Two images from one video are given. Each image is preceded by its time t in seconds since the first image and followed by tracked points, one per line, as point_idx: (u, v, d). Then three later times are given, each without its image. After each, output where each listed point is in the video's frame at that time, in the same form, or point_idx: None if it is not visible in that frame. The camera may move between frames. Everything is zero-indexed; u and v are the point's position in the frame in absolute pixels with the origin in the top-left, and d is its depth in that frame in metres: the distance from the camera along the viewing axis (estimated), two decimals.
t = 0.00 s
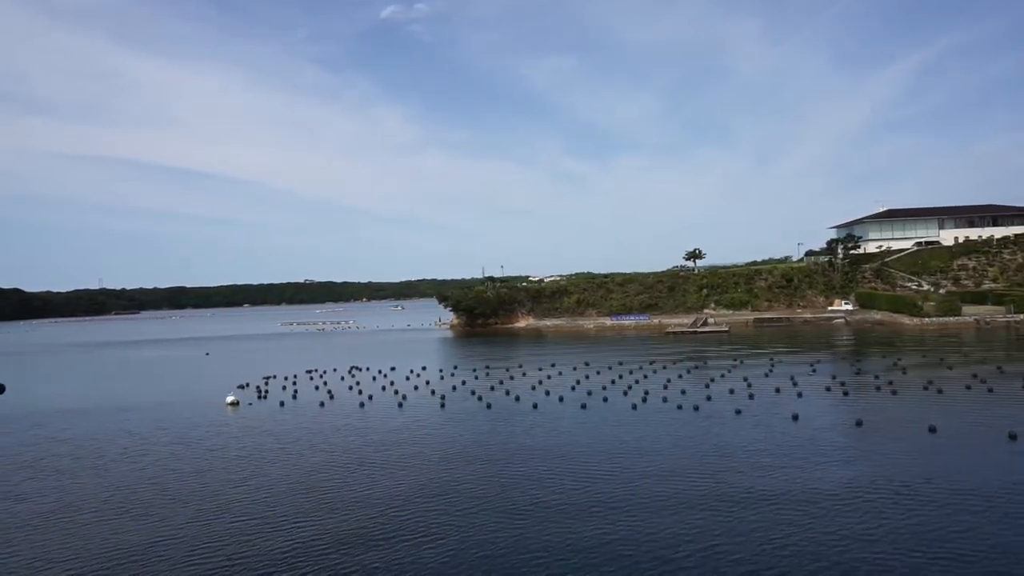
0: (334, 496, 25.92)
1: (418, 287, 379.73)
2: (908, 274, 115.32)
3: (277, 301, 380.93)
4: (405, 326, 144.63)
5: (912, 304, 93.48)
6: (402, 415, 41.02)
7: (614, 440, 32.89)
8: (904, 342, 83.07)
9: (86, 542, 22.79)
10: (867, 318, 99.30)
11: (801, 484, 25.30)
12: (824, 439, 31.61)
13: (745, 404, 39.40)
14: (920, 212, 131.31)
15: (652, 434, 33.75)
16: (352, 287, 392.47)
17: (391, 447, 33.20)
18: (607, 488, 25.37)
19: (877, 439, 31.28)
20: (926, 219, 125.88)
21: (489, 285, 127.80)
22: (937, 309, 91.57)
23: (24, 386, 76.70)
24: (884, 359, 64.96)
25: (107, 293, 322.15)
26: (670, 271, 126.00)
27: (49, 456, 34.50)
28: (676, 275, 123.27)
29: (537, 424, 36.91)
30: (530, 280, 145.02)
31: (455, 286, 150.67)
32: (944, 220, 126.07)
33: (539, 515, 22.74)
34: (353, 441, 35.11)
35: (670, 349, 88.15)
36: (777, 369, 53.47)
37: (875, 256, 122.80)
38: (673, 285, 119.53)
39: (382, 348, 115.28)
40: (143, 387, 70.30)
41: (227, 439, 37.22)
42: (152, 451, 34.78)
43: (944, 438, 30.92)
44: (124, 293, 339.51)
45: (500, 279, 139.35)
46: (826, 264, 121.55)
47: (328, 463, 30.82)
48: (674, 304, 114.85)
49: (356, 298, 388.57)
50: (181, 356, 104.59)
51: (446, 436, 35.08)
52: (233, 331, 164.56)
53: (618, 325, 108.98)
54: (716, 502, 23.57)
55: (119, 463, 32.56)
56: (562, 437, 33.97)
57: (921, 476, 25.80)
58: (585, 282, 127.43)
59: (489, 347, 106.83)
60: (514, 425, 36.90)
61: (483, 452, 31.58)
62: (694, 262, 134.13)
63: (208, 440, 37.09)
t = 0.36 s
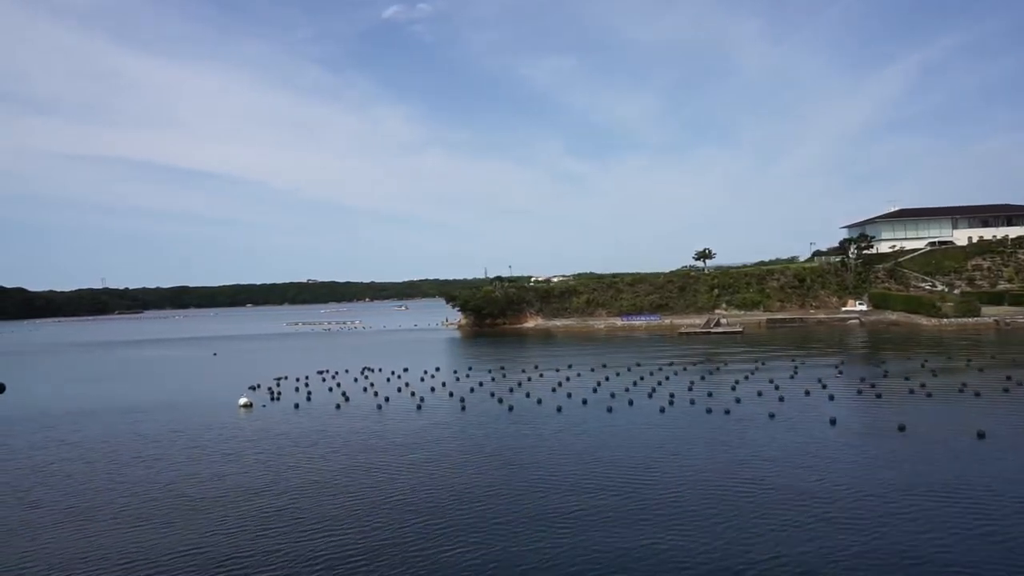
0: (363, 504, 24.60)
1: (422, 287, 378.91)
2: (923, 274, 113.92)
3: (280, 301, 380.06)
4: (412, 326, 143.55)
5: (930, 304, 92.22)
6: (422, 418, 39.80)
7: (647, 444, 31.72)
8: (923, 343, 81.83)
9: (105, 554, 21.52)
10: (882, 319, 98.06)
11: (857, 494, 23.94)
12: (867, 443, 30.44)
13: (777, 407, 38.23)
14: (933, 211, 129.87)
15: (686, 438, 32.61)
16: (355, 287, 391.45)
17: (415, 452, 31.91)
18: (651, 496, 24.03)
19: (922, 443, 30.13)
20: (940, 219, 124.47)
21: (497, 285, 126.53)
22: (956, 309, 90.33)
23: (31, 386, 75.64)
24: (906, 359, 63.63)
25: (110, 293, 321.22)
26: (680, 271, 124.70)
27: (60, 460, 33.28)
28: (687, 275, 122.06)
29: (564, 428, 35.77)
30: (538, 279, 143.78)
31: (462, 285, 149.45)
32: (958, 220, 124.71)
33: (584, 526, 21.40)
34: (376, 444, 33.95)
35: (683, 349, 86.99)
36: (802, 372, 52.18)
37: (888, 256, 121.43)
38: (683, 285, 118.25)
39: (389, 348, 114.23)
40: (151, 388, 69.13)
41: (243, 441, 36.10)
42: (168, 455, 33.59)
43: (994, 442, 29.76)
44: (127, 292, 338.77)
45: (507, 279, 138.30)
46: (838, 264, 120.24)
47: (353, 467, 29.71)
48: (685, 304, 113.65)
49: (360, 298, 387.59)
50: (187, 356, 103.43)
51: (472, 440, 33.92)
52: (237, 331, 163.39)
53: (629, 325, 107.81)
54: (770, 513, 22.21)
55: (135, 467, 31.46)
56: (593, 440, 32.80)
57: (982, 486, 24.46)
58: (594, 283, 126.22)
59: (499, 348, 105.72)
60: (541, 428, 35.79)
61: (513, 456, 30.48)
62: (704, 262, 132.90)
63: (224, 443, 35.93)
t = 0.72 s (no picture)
0: (394, 513, 23.36)
1: (425, 287, 378.03)
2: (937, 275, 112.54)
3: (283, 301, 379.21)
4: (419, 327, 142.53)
5: (947, 305, 90.98)
6: (443, 422, 38.49)
7: (682, 449, 30.59)
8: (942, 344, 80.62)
9: (126, 569, 20.30)
10: (898, 320, 96.85)
11: (916, 509, 22.65)
12: (913, 449, 29.27)
13: (810, 410, 37.10)
14: (946, 211, 128.35)
15: (721, 443, 31.50)
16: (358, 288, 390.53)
17: (441, 458, 30.66)
18: (699, 508, 22.79)
19: (971, 449, 28.97)
20: (954, 219, 123.11)
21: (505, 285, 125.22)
22: (975, 310, 89.12)
23: (37, 387, 74.50)
24: (930, 361, 62.38)
25: (113, 292, 320.19)
26: (690, 271, 123.41)
27: (72, 465, 32.08)
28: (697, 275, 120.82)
29: (592, 432, 34.62)
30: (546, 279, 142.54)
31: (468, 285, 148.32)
32: (972, 220, 123.34)
33: (634, 543, 20.13)
34: (399, 449, 32.82)
35: (698, 350, 85.78)
36: (828, 374, 50.95)
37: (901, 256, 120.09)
38: (695, 286, 117.04)
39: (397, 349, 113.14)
40: (158, 389, 67.95)
41: (260, 446, 34.94)
42: (184, 460, 32.43)
43: None
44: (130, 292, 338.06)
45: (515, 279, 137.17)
46: (851, 264, 118.94)
47: (379, 473, 28.59)
48: (697, 305, 112.46)
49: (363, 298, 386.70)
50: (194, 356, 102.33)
51: (498, 444, 32.77)
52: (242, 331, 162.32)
53: (640, 326, 106.62)
54: (829, 531, 20.94)
55: (153, 473, 30.37)
56: (624, 445, 31.65)
57: None
58: (603, 283, 125.00)
59: (508, 348, 104.58)
60: (568, 432, 34.66)
61: (544, 461, 29.36)
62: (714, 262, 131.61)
63: (241, 447, 34.79)
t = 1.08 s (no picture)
0: (430, 523, 22.11)
1: (429, 287, 377.10)
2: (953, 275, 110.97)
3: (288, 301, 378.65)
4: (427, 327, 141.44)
5: (967, 306, 89.53)
6: (466, 426, 37.26)
7: (721, 455, 29.38)
8: (963, 346, 79.23)
9: None
10: (916, 321, 95.48)
11: (984, 521, 21.37)
12: (963, 454, 27.99)
13: (846, 414, 35.85)
14: (961, 212, 126.77)
15: (759, 448, 30.28)
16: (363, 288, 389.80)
17: (470, 463, 29.44)
18: (751, 519, 21.62)
19: None
20: (969, 219, 121.60)
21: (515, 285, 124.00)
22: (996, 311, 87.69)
23: (45, 388, 73.47)
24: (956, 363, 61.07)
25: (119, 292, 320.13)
26: (702, 272, 122.05)
27: (87, 471, 30.90)
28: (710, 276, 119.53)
29: (623, 436, 33.42)
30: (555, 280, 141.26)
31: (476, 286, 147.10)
32: (987, 221, 121.80)
33: (693, 560, 18.85)
34: (424, 454, 31.64)
35: (714, 352, 84.48)
36: (855, 376, 49.69)
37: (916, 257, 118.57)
38: (707, 287, 115.74)
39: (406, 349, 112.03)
40: (168, 390, 66.84)
41: (279, 451, 33.75)
42: (201, 465, 31.26)
43: None
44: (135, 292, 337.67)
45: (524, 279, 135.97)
46: (865, 265, 117.47)
47: (407, 479, 27.38)
48: (709, 306, 111.18)
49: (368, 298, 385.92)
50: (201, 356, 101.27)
51: (527, 449, 31.55)
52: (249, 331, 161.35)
53: (652, 327, 105.35)
54: (897, 547, 19.68)
55: (170, 479, 29.20)
56: (659, 451, 30.41)
57: None
58: (614, 283, 123.72)
59: (519, 349, 103.41)
60: (598, 437, 33.44)
61: (578, 467, 28.14)
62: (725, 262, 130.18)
63: (260, 451, 33.62)
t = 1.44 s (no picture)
0: (471, 535, 20.84)
1: (434, 288, 375.82)
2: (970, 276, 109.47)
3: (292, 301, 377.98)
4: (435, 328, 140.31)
5: (987, 306, 88.18)
6: (491, 430, 36.13)
7: (763, 460, 28.20)
8: (985, 347, 77.87)
9: None
10: (935, 321, 94.10)
11: None
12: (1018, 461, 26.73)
13: (885, 418, 34.63)
14: (975, 211, 125.28)
15: (802, 453, 29.10)
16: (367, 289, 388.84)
17: (502, 469, 28.29)
18: (810, 531, 20.50)
19: None
20: (985, 219, 120.08)
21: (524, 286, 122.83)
22: (1017, 312, 86.28)
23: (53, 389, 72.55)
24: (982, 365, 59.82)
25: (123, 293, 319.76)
26: (714, 272, 120.75)
27: (103, 477, 29.77)
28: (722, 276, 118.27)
29: (657, 440, 32.25)
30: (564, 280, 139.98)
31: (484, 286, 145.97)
32: (1003, 220, 120.27)
33: None
34: (452, 459, 30.47)
35: (730, 353, 83.19)
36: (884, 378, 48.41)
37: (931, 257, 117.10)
38: (719, 287, 114.46)
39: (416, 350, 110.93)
40: (178, 392, 65.80)
41: (300, 456, 32.60)
42: (221, 471, 30.15)
43: None
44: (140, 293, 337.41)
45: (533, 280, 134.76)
46: (879, 265, 116.08)
47: (438, 485, 26.25)
48: (722, 307, 109.95)
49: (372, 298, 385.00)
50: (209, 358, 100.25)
51: (559, 454, 30.39)
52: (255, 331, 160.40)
53: (665, 328, 104.13)
54: (971, 561, 18.53)
55: (190, 485, 28.11)
56: (698, 456, 29.23)
57: None
58: (625, 283, 122.47)
59: (530, 350, 102.26)
60: (630, 441, 32.26)
61: (616, 473, 26.96)
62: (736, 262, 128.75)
63: (281, 456, 32.52)
